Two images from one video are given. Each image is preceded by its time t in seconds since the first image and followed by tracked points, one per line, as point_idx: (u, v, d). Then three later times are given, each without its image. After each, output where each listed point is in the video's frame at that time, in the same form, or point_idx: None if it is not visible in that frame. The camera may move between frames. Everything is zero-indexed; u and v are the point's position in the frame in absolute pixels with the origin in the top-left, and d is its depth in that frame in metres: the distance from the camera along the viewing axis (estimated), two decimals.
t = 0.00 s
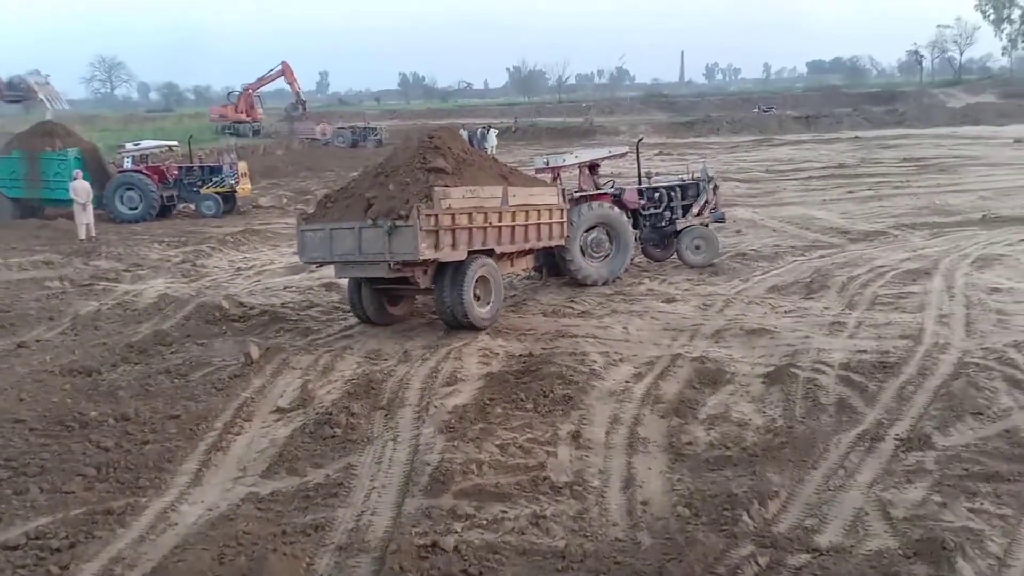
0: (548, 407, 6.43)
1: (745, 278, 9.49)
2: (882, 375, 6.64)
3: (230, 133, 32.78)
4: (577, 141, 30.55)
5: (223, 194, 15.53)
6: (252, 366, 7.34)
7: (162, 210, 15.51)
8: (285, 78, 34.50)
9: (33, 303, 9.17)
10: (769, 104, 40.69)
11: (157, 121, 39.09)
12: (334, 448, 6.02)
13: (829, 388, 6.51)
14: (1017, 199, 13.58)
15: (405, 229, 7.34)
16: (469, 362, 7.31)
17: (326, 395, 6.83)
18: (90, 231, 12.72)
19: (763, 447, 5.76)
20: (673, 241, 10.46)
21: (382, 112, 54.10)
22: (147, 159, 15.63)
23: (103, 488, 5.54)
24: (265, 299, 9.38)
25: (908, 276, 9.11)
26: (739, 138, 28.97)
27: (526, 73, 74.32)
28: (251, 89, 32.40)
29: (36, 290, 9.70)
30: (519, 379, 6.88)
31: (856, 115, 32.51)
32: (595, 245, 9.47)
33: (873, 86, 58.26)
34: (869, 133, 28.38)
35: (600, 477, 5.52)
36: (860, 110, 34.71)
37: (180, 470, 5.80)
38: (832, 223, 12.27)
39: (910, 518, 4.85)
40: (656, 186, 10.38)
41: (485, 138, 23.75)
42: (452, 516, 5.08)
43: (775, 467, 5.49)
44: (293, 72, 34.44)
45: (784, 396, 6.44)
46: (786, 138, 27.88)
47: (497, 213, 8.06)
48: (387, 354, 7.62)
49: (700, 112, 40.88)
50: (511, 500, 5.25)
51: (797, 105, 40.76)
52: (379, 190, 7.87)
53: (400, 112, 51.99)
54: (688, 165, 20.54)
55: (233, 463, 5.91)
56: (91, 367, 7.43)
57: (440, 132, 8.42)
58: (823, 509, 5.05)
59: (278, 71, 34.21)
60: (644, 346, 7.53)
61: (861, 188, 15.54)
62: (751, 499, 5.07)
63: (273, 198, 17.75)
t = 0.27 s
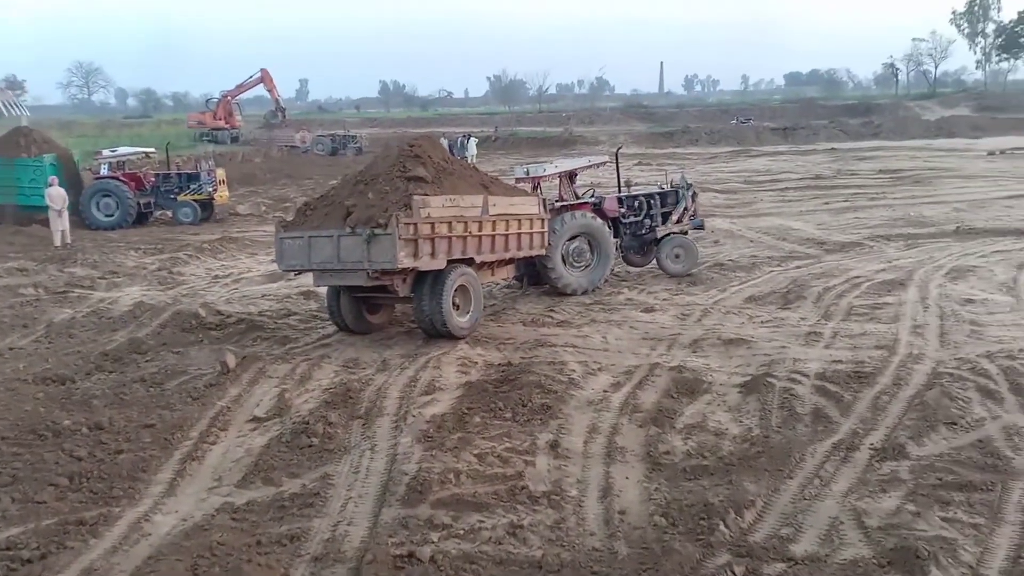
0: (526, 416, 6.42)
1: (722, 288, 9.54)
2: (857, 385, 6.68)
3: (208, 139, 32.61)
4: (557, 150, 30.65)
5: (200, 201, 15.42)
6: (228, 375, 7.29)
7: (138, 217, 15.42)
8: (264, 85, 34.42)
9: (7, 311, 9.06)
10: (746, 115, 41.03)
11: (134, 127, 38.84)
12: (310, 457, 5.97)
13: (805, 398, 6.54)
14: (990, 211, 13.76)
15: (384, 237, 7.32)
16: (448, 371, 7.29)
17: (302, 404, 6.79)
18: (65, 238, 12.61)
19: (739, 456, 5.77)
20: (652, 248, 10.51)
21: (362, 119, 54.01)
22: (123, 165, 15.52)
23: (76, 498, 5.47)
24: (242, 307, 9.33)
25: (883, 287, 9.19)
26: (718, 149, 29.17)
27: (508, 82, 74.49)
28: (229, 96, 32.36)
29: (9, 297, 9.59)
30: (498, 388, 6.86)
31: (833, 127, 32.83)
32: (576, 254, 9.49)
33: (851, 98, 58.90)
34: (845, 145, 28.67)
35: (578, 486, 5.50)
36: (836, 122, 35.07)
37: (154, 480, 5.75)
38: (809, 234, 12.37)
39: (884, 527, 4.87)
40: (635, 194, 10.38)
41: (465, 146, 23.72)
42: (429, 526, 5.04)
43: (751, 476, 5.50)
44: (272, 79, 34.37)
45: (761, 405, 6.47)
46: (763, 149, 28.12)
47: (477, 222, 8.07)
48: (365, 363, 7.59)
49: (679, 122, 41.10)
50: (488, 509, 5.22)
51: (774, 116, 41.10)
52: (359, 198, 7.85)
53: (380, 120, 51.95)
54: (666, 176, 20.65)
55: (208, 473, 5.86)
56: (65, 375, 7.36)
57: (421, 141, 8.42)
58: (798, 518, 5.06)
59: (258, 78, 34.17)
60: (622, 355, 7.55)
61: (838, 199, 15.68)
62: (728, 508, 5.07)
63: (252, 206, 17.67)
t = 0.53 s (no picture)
0: (504, 426, 6.39)
1: (700, 297, 9.59)
2: (833, 395, 6.72)
3: (185, 146, 32.37)
4: (537, 159, 30.75)
5: (176, 208, 15.32)
6: (204, 383, 7.23)
7: (114, 224, 15.32)
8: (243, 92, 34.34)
9: None
10: (724, 126, 41.37)
11: (111, 133, 38.53)
12: (286, 467, 5.91)
13: (782, 408, 6.56)
14: (962, 223, 13.95)
15: (364, 244, 7.28)
16: (426, 380, 7.26)
17: (279, 414, 6.73)
18: (38, 244, 12.46)
19: (716, 466, 5.77)
20: (632, 250, 10.68)
21: (341, 127, 53.89)
22: (99, 171, 15.44)
23: (47, 508, 5.39)
24: (218, 315, 9.27)
25: (858, 297, 9.28)
26: (696, 159, 29.37)
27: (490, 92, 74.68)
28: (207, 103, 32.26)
29: None
30: (476, 398, 6.83)
31: (810, 139, 33.18)
32: (556, 264, 9.52)
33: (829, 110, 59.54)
34: (821, 157, 28.97)
35: (556, 495, 5.47)
36: (813, 135, 35.44)
37: (127, 490, 5.67)
38: (785, 245, 12.48)
39: (859, 536, 4.87)
40: (613, 198, 10.54)
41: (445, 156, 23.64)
42: (406, 536, 4.99)
43: (728, 485, 5.51)
44: (250, 87, 34.32)
45: (738, 415, 6.49)
46: (740, 160, 28.35)
47: (458, 231, 8.06)
48: (342, 372, 7.55)
49: (658, 133, 41.36)
50: (466, 519, 5.17)
51: (752, 127, 41.44)
52: (340, 205, 7.82)
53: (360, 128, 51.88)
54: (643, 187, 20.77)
55: (182, 483, 5.79)
56: (37, 383, 7.26)
57: (403, 150, 8.42)
58: (774, 527, 5.06)
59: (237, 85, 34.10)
60: (601, 365, 7.56)
61: (814, 210, 15.84)
62: (705, 518, 5.06)
63: (229, 213, 17.58)
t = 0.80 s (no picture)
0: (488, 435, 6.35)
1: (683, 307, 9.63)
2: (815, 405, 6.75)
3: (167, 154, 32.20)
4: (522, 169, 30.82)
5: (159, 215, 15.22)
6: (185, 393, 7.18)
7: (96, 232, 15.24)
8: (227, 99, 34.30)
9: None
10: (707, 137, 41.63)
11: (92, 139, 38.33)
12: (268, 477, 5.85)
13: (764, 418, 6.58)
14: (942, 234, 14.08)
15: (350, 250, 7.23)
16: (410, 390, 7.24)
17: (261, 423, 6.69)
18: (17, 251, 12.36)
19: (700, 476, 5.75)
20: (617, 250, 10.79)
21: (326, 135, 53.81)
22: (80, 179, 15.39)
23: (25, 519, 5.32)
24: (200, 324, 9.22)
25: (840, 308, 9.34)
26: (679, 170, 29.53)
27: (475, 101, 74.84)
28: (190, 112, 32.39)
29: None
30: (460, 407, 6.80)
31: (792, 150, 33.44)
32: (543, 272, 9.54)
33: (812, 121, 60.03)
34: (803, 168, 29.19)
35: (539, 505, 5.44)
36: (795, 145, 35.72)
37: (107, 501, 5.61)
38: (767, 255, 12.56)
39: (841, 546, 4.87)
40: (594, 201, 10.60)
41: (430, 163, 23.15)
42: (389, 547, 4.95)
43: (711, 495, 5.49)
44: (234, 95, 34.27)
45: (720, 425, 6.49)
46: (723, 171, 28.54)
47: (444, 239, 8.04)
48: (326, 381, 7.52)
49: (642, 143, 41.54)
50: (449, 529, 5.13)
51: (735, 138, 41.73)
52: (326, 212, 7.79)
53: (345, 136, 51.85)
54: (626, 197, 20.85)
55: (162, 493, 5.73)
56: (16, 393, 7.19)
57: (391, 158, 8.42)
58: (757, 537, 5.05)
59: (220, 93, 34.08)
60: (584, 374, 7.56)
61: (796, 221, 15.95)
62: (688, 527, 5.05)
63: (212, 221, 17.53)
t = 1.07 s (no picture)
0: (477, 445, 6.34)
1: (672, 316, 9.67)
2: (803, 414, 6.77)
3: (156, 162, 32.22)
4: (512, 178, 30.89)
5: (147, 225, 15.20)
6: (173, 403, 7.16)
7: (82, 241, 15.16)
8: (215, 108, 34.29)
9: None
10: (695, 147, 41.85)
11: (79, 147, 38.21)
12: (257, 487, 5.82)
13: (753, 427, 6.59)
14: (928, 243, 14.19)
15: (341, 256, 7.23)
16: (399, 400, 7.23)
17: (249, 433, 6.66)
18: (3, 260, 12.31)
19: (689, 485, 5.74)
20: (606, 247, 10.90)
21: (314, 144, 53.77)
22: (68, 188, 15.36)
23: (11, 530, 5.29)
24: (188, 333, 9.20)
25: (827, 317, 9.39)
26: (667, 179, 29.67)
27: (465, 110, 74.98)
28: (178, 119, 32.33)
29: None
30: (450, 416, 6.78)
31: (779, 160, 33.64)
32: (534, 281, 9.57)
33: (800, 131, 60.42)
34: (790, 178, 29.38)
35: (529, 515, 5.42)
36: (782, 156, 35.95)
37: (94, 511, 5.58)
38: (755, 265, 12.62)
39: (829, 555, 4.87)
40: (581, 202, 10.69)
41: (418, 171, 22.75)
42: (378, 558, 4.93)
43: (700, 504, 5.48)
44: (222, 103, 34.25)
45: (709, 434, 6.50)
46: (711, 181, 28.68)
47: (437, 247, 8.05)
48: (314, 391, 7.50)
49: (630, 152, 41.70)
50: (439, 539, 5.11)
51: (722, 148, 41.98)
52: (319, 219, 7.80)
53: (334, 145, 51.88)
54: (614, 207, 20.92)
55: (150, 504, 5.70)
56: (2, 403, 7.15)
57: (384, 167, 8.45)
58: (746, 546, 5.05)
59: (209, 101, 34.10)
60: (574, 383, 7.57)
61: (784, 231, 16.04)
62: (677, 536, 5.04)
63: (199, 230, 17.49)
